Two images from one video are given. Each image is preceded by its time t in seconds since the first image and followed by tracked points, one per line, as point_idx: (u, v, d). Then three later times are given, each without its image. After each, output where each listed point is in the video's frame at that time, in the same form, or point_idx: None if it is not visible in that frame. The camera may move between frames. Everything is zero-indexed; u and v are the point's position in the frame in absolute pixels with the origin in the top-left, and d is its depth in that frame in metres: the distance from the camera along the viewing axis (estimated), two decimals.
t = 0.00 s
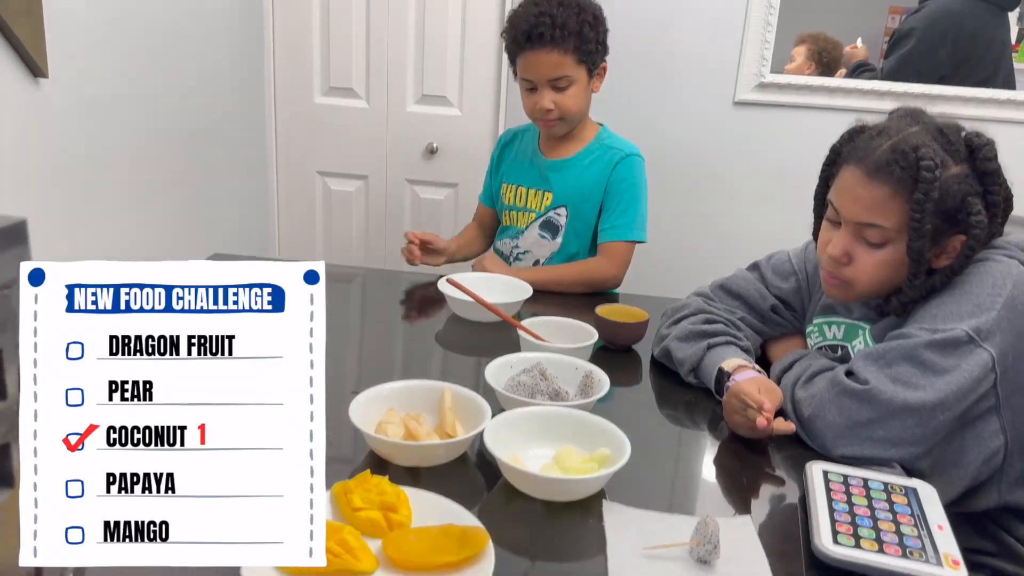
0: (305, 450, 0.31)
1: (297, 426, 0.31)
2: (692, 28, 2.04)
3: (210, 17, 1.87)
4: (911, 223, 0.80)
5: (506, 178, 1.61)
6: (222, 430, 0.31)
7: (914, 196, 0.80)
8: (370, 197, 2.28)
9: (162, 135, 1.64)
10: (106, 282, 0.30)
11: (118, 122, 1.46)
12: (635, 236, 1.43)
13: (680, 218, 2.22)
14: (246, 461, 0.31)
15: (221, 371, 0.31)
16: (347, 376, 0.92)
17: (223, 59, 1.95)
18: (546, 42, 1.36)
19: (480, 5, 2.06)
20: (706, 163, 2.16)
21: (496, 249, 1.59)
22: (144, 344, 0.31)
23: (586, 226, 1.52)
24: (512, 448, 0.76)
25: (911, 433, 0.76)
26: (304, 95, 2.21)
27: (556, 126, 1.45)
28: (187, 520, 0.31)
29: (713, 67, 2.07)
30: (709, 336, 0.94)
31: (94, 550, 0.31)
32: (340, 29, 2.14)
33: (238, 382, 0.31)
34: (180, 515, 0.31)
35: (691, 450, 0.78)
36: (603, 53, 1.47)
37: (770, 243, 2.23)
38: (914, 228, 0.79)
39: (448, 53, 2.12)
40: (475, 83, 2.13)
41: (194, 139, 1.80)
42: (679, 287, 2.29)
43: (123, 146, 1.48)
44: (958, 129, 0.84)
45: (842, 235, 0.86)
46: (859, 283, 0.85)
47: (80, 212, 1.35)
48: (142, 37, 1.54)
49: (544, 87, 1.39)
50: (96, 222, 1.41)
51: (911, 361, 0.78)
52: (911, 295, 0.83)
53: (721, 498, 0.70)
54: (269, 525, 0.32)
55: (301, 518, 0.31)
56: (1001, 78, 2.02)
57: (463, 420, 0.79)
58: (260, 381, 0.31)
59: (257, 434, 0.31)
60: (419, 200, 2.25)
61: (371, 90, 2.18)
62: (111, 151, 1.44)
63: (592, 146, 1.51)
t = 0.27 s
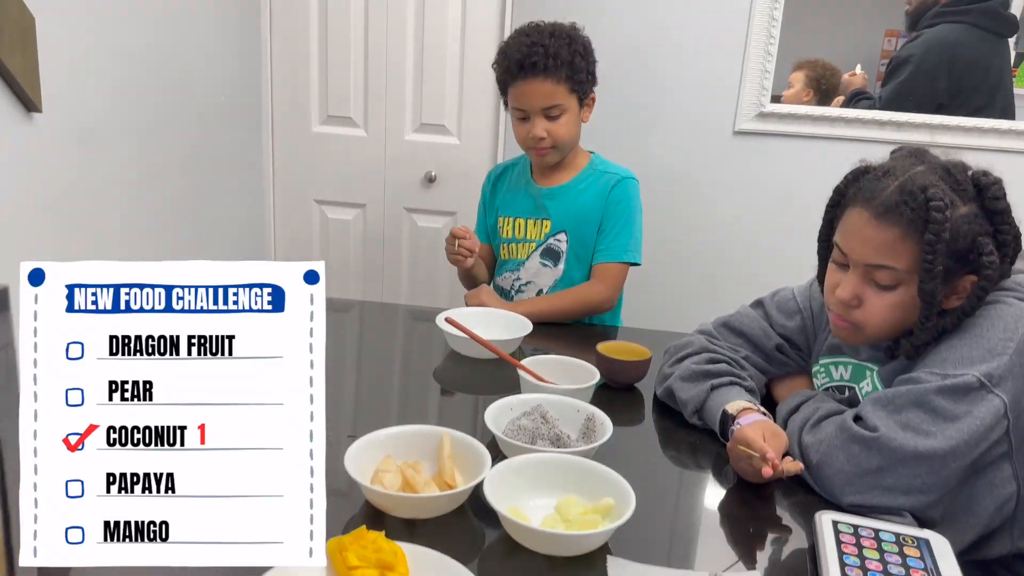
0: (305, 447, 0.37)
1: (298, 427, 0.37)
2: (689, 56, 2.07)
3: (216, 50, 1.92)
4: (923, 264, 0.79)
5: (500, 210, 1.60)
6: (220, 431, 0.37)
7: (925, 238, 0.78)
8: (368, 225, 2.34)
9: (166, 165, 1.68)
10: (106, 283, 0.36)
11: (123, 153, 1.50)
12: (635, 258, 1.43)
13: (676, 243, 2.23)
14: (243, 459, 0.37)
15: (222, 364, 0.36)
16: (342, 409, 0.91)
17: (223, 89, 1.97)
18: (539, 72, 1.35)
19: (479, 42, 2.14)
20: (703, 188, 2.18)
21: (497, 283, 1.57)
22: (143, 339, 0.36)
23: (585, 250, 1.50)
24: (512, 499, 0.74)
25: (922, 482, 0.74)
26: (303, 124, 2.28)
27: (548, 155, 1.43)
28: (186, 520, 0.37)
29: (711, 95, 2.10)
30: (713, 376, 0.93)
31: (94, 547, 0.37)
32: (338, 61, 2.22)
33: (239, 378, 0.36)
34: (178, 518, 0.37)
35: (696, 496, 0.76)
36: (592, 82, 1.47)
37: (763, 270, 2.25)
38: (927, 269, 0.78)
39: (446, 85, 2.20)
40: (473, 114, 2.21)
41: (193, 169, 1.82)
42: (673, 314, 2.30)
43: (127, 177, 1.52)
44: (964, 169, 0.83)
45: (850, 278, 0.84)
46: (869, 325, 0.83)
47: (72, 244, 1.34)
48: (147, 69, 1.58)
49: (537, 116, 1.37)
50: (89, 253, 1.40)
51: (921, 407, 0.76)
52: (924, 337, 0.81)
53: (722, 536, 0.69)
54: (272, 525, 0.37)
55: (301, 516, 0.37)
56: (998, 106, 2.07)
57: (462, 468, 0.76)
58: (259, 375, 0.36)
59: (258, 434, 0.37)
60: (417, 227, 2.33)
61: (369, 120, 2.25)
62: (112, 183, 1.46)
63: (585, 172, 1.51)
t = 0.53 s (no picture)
0: (304, 449, 0.48)
1: (297, 433, 0.48)
2: (689, 75, 2.07)
3: (214, 72, 1.92)
4: (938, 288, 0.77)
5: (485, 239, 1.57)
6: (218, 432, 0.48)
7: (941, 261, 0.77)
8: (366, 246, 2.34)
9: (161, 187, 1.68)
10: (104, 288, 0.46)
11: (116, 176, 1.50)
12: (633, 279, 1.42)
13: (675, 261, 2.22)
14: (235, 458, 0.48)
15: (223, 369, 0.48)
16: (339, 433, 0.90)
17: (220, 111, 1.98)
18: (527, 101, 1.33)
19: (478, 63, 2.15)
20: (703, 207, 2.17)
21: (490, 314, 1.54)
22: (144, 346, 0.47)
23: (577, 275, 1.49)
24: (511, 536, 0.71)
25: (934, 516, 0.72)
26: (300, 145, 2.28)
27: (532, 184, 1.41)
28: (184, 516, 0.48)
29: (711, 114, 2.09)
30: (717, 405, 0.91)
31: (93, 543, 0.48)
32: (336, 82, 2.22)
33: (241, 382, 0.48)
34: (177, 515, 0.48)
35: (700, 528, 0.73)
36: (577, 112, 1.46)
37: (763, 291, 2.24)
38: (943, 294, 0.76)
39: (445, 105, 2.20)
40: (472, 135, 2.21)
41: (190, 191, 1.83)
42: (672, 335, 2.29)
43: (121, 200, 1.51)
44: (976, 194, 0.82)
45: (862, 303, 0.82)
46: (883, 353, 0.81)
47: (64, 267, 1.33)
48: (142, 92, 1.58)
49: (524, 146, 1.35)
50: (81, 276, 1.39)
51: (933, 438, 0.74)
52: (940, 363, 0.79)
53: (725, 561, 0.68)
54: (273, 527, 0.49)
55: (303, 518, 0.49)
56: (997, 126, 2.06)
57: (460, 502, 0.74)
58: (261, 380, 0.48)
59: (258, 438, 0.48)
60: (416, 248, 2.32)
61: (367, 140, 2.26)
62: (105, 207, 1.46)
63: (573, 196, 1.50)
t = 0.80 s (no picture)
0: (304, 449, 0.51)
1: (297, 433, 0.51)
2: (691, 85, 2.06)
3: (212, 84, 1.92)
4: (948, 302, 0.75)
5: (478, 258, 1.52)
6: (217, 431, 0.50)
7: (950, 275, 0.75)
8: (365, 259, 2.33)
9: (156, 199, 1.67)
10: (106, 286, 0.49)
11: (109, 189, 1.49)
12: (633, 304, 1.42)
13: (677, 273, 2.20)
14: (233, 457, 0.51)
15: (222, 369, 0.50)
16: (338, 447, 0.88)
17: (218, 124, 1.97)
18: (523, 137, 1.28)
19: (478, 74, 2.14)
20: (704, 218, 2.16)
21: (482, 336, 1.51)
22: (144, 346, 0.50)
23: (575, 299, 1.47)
24: (512, 560, 0.69)
25: (949, 538, 0.69)
26: (298, 157, 2.28)
27: (525, 213, 1.39)
28: (183, 516, 0.51)
29: (713, 125, 2.08)
30: (724, 422, 0.90)
31: (95, 544, 0.50)
32: (335, 94, 2.22)
33: (240, 381, 0.50)
34: (176, 514, 0.51)
35: (708, 548, 0.71)
36: (576, 136, 1.42)
37: (766, 304, 2.22)
38: (953, 308, 0.74)
39: (445, 117, 2.20)
40: (472, 147, 2.20)
41: (186, 203, 1.82)
42: (674, 348, 2.27)
43: (115, 213, 1.51)
44: (985, 205, 0.81)
45: (870, 318, 0.80)
46: (894, 369, 0.79)
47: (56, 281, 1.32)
48: (137, 105, 1.57)
49: (518, 180, 1.32)
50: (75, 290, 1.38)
51: (946, 457, 0.72)
52: (951, 379, 0.77)
53: None
54: (274, 527, 0.51)
55: (303, 518, 0.51)
56: (1000, 135, 2.05)
57: (460, 524, 0.72)
58: (261, 380, 0.50)
59: (257, 438, 0.51)
60: (415, 261, 2.31)
61: (366, 152, 2.25)
62: (98, 220, 1.46)
63: (571, 219, 1.47)
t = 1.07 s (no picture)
0: (304, 449, 0.50)
1: (297, 433, 0.50)
2: (693, 92, 2.06)
3: (213, 92, 1.92)
4: (943, 294, 0.75)
5: (481, 274, 1.51)
6: (217, 432, 0.49)
7: (947, 266, 0.75)
8: (367, 267, 2.32)
9: (157, 208, 1.66)
10: (106, 286, 0.48)
11: (109, 198, 1.48)
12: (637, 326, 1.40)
13: (681, 280, 2.19)
14: (234, 458, 0.49)
15: (222, 369, 0.49)
16: (341, 458, 0.87)
17: (219, 133, 1.97)
18: (540, 193, 1.20)
19: (479, 82, 2.14)
20: (708, 225, 2.15)
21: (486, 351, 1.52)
22: (144, 346, 0.49)
23: (580, 320, 1.45)
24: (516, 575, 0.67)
25: (962, 552, 0.68)
26: (300, 165, 2.27)
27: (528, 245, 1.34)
28: (183, 517, 0.50)
29: (716, 131, 2.08)
30: (731, 432, 0.88)
31: (94, 546, 0.49)
32: (336, 102, 2.21)
33: (241, 381, 0.49)
34: (177, 515, 0.49)
35: (717, 561, 0.69)
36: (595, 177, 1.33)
37: (770, 311, 2.20)
38: (946, 299, 0.75)
39: (446, 125, 2.19)
40: (473, 155, 2.20)
41: (187, 212, 1.81)
42: (678, 356, 2.25)
43: (115, 222, 1.50)
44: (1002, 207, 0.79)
45: (868, 305, 0.81)
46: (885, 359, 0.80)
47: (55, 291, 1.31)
48: (137, 115, 1.57)
49: (527, 226, 1.25)
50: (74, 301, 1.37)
51: (960, 470, 0.70)
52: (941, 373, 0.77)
53: None
54: (274, 527, 0.50)
55: (304, 518, 0.50)
56: (1007, 141, 2.04)
57: (464, 540, 0.70)
58: (261, 380, 0.49)
59: (258, 438, 0.49)
60: (417, 269, 2.30)
61: (367, 160, 2.24)
62: (97, 230, 1.45)
63: (574, 239, 1.44)
